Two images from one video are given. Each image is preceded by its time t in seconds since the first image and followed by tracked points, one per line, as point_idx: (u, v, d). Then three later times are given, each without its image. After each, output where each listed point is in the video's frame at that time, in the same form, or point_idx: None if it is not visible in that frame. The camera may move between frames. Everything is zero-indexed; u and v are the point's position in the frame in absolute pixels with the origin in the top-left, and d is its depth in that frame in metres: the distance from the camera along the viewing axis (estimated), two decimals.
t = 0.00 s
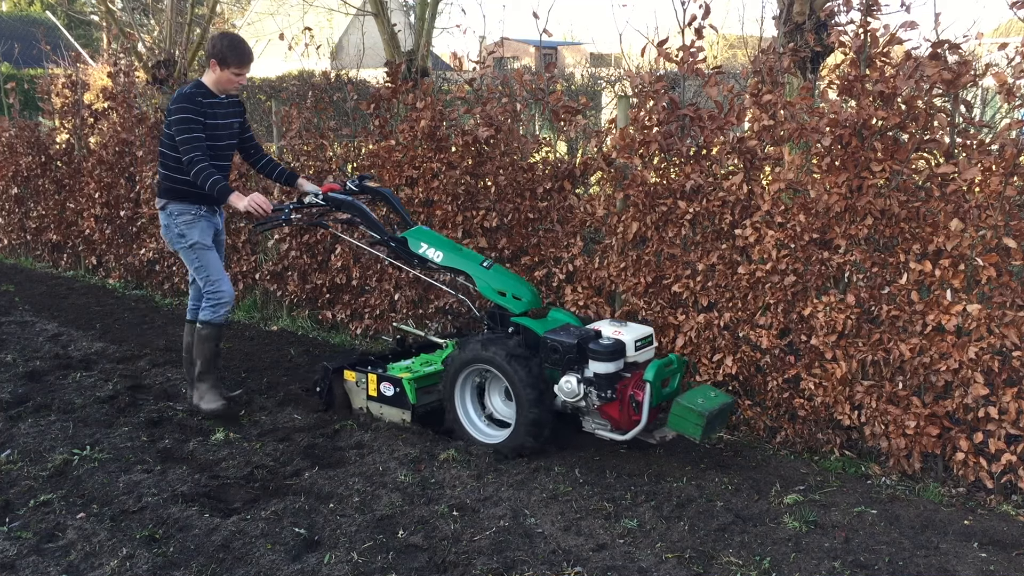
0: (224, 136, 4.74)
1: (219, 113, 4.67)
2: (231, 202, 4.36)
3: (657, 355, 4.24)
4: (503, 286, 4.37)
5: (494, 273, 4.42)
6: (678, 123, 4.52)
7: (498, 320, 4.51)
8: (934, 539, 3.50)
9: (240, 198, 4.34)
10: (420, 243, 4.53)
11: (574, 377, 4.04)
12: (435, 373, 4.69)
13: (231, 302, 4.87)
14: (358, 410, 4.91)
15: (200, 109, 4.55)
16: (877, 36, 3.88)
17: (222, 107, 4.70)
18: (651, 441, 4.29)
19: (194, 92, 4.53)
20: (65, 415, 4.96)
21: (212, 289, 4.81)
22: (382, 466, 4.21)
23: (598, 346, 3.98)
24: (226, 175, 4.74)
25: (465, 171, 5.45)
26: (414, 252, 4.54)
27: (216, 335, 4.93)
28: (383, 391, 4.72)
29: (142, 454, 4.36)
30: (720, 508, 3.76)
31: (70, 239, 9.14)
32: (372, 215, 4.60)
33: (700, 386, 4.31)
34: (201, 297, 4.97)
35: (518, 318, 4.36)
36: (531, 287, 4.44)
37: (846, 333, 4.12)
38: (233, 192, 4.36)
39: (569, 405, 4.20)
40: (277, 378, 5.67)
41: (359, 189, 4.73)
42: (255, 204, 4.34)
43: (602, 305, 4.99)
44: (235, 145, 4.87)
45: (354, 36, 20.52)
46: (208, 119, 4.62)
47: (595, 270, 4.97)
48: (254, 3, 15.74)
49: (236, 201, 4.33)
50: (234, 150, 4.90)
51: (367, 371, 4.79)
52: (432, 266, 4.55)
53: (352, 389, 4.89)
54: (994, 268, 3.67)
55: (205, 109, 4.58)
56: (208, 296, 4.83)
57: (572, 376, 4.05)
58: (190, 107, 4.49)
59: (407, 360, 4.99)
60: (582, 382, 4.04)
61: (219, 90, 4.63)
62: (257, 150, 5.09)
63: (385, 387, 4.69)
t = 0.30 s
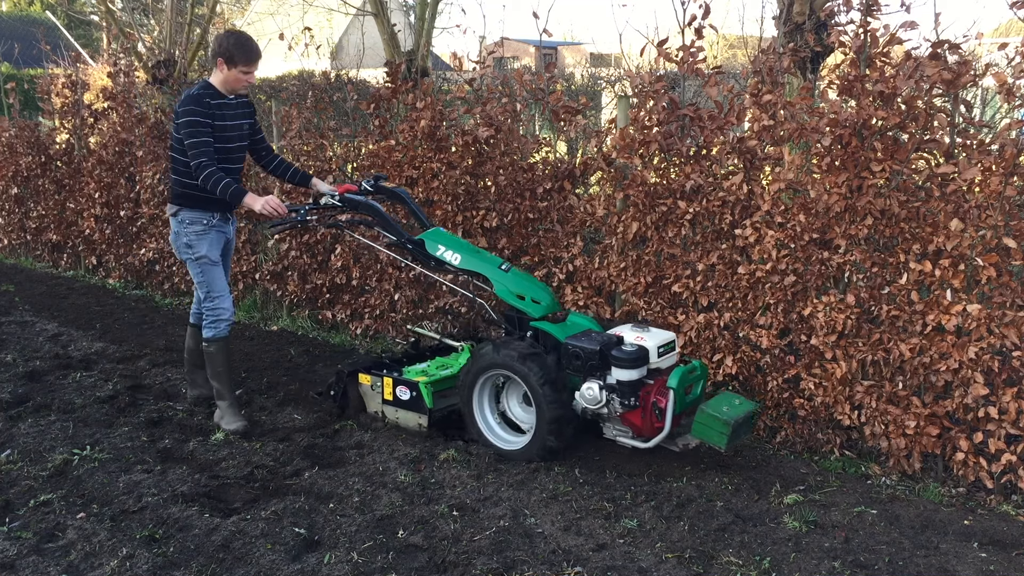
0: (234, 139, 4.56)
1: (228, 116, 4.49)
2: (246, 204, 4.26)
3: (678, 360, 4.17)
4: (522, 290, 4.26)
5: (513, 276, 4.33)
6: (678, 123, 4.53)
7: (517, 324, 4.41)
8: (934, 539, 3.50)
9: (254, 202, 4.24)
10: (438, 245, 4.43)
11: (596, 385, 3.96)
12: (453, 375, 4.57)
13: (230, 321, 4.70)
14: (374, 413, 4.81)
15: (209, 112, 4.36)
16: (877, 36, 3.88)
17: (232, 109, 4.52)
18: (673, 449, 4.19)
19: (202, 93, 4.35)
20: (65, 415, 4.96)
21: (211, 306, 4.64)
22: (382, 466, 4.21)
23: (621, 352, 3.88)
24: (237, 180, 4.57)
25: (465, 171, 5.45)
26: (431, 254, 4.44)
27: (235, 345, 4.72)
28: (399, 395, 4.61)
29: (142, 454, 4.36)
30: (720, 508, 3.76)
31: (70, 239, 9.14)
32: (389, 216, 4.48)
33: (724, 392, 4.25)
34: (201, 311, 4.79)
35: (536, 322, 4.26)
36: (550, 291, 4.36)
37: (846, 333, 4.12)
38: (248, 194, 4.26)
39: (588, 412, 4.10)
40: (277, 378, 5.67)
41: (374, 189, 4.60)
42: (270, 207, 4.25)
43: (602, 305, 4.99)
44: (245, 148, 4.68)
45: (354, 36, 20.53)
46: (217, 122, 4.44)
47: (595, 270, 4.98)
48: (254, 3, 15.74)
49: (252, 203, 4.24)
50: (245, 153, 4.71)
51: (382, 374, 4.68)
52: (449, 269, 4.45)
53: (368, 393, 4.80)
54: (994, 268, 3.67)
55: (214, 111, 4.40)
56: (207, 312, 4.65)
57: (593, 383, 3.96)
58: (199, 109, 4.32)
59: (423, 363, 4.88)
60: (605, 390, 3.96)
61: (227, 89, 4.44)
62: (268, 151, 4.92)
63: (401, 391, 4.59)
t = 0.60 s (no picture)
0: (241, 137, 4.46)
1: (235, 113, 4.40)
2: (257, 208, 4.24)
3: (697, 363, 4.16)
4: (537, 293, 4.21)
5: (527, 279, 4.27)
6: (678, 123, 4.52)
7: (530, 326, 4.34)
8: (934, 539, 3.49)
9: (264, 207, 4.21)
10: (450, 248, 4.35)
11: (616, 390, 3.93)
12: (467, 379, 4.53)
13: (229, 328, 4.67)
14: (388, 418, 4.76)
15: (214, 109, 4.29)
16: (877, 36, 3.88)
17: (239, 105, 4.43)
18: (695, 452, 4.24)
19: (207, 90, 4.28)
20: (65, 415, 4.96)
21: (212, 312, 4.61)
22: (382, 466, 4.21)
23: (640, 357, 3.87)
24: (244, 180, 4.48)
25: (465, 171, 5.45)
26: (444, 257, 4.37)
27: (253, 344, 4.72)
28: (413, 399, 4.56)
29: (142, 454, 4.36)
30: (720, 508, 3.76)
31: (70, 239, 9.14)
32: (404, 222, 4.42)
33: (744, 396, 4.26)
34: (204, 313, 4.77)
35: (552, 325, 4.22)
36: (565, 293, 4.31)
37: (846, 333, 4.12)
38: (258, 200, 4.24)
39: (608, 417, 4.08)
40: (277, 378, 5.67)
41: (386, 192, 4.55)
42: (282, 212, 4.21)
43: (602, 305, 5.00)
44: (254, 146, 4.58)
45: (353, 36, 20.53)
46: (223, 119, 4.35)
47: (595, 270, 4.98)
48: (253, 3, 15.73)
49: (263, 209, 4.21)
50: (254, 152, 4.61)
51: (396, 379, 4.63)
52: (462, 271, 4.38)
53: (382, 397, 4.74)
54: (994, 268, 3.67)
55: (219, 108, 4.32)
56: (207, 317, 4.62)
57: (613, 388, 3.94)
58: (202, 107, 4.23)
59: (436, 366, 4.81)
60: (624, 395, 3.93)
61: (232, 85, 4.37)
62: (278, 151, 4.88)
63: (415, 396, 4.54)
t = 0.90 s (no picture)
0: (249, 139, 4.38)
1: (243, 113, 4.32)
2: (269, 212, 4.15)
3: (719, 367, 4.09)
4: (554, 296, 4.15)
5: (544, 282, 4.20)
6: (678, 123, 4.52)
7: (548, 330, 4.27)
8: (934, 539, 3.50)
9: (276, 210, 4.13)
10: (465, 251, 4.30)
11: (636, 395, 3.84)
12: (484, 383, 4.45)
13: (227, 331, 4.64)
14: (402, 422, 4.66)
15: (221, 110, 4.21)
16: (877, 36, 3.88)
17: (247, 106, 4.35)
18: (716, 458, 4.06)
19: (214, 91, 4.20)
20: (65, 415, 4.96)
21: (211, 315, 4.59)
22: (382, 466, 4.21)
23: (661, 361, 3.76)
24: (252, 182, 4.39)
25: (465, 171, 5.45)
26: (459, 260, 4.31)
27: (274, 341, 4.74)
28: (429, 402, 4.48)
29: (142, 454, 4.36)
30: (720, 508, 3.76)
31: (70, 239, 9.14)
32: (418, 225, 4.35)
33: (769, 400, 4.12)
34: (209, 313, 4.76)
35: (570, 329, 4.14)
36: (582, 296, 4.23)
37: (846, 333, 4.12)
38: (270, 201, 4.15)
39: (628, 421, 3.99)
40: (277, 378, 5.67)
41: (397, 194, 4.52)
42: (294, 216, 4.12)
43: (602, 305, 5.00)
44: (262, 148, 4.49)
45: (354, 36, 20.55)
46: (231, 120, 4.27)
47: (595, 270, 4.99)
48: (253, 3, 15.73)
49: (275, 212, 4.13)
50: (262, 154, 4.52)
51: (412, 382, 4.56)
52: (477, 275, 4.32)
53: (395, 401, 4.66)
54: (994, 268, 3.67)
55: (227, 109, 4.24)
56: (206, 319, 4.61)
57: (633, 393, 3.85)
58: (210, 109, 4.16)
59: (451, 369, 4.74)
60: (644, 399, 3.84)
61: (241, 86, 4.28)
62: (288, 152, 4.79)
63: (430, 399, 4.46)
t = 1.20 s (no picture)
0: (263, 142, 4.35)
1: (259, 116, 4.29)
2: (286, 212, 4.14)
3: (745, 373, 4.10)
4: (573, 298, 4.12)
5: (564, 284, 4.18)
6: (678, 123, 4.53)
7: (568, 333, 4.23)
8: (934, 539, 3.50)
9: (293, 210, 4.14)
10: (484, 253, 4.27)
11: (658, 399, 3.88)
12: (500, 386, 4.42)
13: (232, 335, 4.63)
14: (418, 426, 4.62)
15: (237, 112, 4.18)
16: (877, 36, 3.88)
17: (263, 109, 4.32)
18: (740, 463, 4.18)
19: (230, 93, 4.17)
20: (66, 415, 4.97)
21: (217, 318, 4.57)
22: (383, 466, 4.22)
23: (685, 365, 3.80)
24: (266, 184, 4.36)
25: (465, 171, 5.45)
26: (478, 261, 4.28)
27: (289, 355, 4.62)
28: (445, 406, 4.44)
29: (143, 454, 4.37)
30: (720, 508, 3.76)
31: (70, 239, 9.14)
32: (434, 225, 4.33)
33: (793, 406, 4.14)
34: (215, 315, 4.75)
35: (589, 331, 4.13)
36: (601, 299, 4.22)
37: (846, 333, 4.12)
38: (287, 202, 4.14)
39: (650, 426, 4.02)
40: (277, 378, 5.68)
41: (414, 194, 4.44)
42: (311, 216, 4.12)
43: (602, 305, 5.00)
44: (276, 151, 4.46)
45: (354, 36, 20.56)
46: (247, 123, 4.24)
47: (595, 270, 4.99)
48: (253, 3, 15.72)
49: (292, 213, 4.13)
50: (276, 157, 4.49)
51: (428, 386, 4.51)
52: (495, 276, 4.29)
53: (411, 405, 4.61)
54: (994, 268, 3.67)
55: (243, 111, 4.22)
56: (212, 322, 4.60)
57: (655, 397, 3.88)
58: (226, 110, 4.14)
59: (466, 373, 4.71)
60: (667, 404, 3.88)
61: (258, 89, 4.26)
62: (304, 153, 4.72)
63: (447, 403, 4.42)
